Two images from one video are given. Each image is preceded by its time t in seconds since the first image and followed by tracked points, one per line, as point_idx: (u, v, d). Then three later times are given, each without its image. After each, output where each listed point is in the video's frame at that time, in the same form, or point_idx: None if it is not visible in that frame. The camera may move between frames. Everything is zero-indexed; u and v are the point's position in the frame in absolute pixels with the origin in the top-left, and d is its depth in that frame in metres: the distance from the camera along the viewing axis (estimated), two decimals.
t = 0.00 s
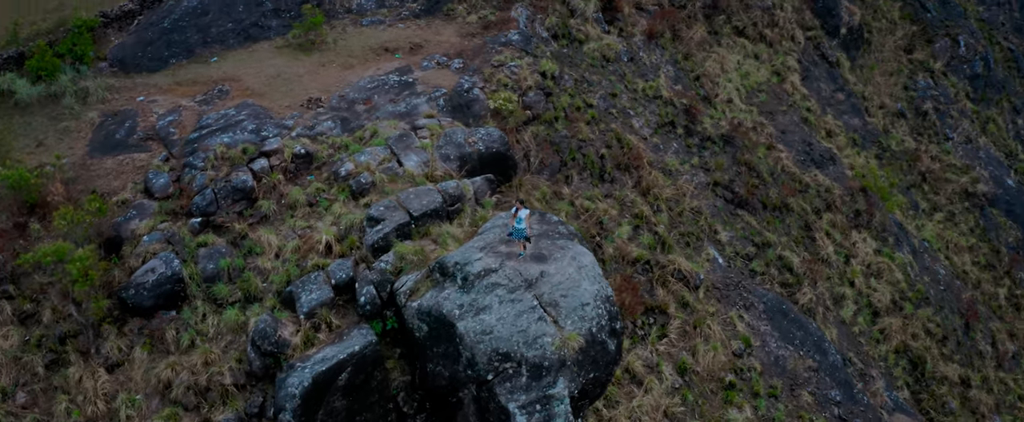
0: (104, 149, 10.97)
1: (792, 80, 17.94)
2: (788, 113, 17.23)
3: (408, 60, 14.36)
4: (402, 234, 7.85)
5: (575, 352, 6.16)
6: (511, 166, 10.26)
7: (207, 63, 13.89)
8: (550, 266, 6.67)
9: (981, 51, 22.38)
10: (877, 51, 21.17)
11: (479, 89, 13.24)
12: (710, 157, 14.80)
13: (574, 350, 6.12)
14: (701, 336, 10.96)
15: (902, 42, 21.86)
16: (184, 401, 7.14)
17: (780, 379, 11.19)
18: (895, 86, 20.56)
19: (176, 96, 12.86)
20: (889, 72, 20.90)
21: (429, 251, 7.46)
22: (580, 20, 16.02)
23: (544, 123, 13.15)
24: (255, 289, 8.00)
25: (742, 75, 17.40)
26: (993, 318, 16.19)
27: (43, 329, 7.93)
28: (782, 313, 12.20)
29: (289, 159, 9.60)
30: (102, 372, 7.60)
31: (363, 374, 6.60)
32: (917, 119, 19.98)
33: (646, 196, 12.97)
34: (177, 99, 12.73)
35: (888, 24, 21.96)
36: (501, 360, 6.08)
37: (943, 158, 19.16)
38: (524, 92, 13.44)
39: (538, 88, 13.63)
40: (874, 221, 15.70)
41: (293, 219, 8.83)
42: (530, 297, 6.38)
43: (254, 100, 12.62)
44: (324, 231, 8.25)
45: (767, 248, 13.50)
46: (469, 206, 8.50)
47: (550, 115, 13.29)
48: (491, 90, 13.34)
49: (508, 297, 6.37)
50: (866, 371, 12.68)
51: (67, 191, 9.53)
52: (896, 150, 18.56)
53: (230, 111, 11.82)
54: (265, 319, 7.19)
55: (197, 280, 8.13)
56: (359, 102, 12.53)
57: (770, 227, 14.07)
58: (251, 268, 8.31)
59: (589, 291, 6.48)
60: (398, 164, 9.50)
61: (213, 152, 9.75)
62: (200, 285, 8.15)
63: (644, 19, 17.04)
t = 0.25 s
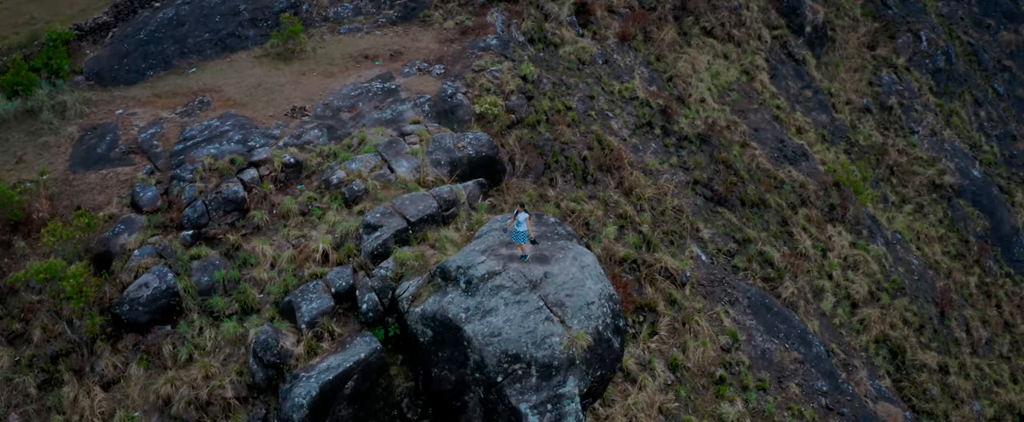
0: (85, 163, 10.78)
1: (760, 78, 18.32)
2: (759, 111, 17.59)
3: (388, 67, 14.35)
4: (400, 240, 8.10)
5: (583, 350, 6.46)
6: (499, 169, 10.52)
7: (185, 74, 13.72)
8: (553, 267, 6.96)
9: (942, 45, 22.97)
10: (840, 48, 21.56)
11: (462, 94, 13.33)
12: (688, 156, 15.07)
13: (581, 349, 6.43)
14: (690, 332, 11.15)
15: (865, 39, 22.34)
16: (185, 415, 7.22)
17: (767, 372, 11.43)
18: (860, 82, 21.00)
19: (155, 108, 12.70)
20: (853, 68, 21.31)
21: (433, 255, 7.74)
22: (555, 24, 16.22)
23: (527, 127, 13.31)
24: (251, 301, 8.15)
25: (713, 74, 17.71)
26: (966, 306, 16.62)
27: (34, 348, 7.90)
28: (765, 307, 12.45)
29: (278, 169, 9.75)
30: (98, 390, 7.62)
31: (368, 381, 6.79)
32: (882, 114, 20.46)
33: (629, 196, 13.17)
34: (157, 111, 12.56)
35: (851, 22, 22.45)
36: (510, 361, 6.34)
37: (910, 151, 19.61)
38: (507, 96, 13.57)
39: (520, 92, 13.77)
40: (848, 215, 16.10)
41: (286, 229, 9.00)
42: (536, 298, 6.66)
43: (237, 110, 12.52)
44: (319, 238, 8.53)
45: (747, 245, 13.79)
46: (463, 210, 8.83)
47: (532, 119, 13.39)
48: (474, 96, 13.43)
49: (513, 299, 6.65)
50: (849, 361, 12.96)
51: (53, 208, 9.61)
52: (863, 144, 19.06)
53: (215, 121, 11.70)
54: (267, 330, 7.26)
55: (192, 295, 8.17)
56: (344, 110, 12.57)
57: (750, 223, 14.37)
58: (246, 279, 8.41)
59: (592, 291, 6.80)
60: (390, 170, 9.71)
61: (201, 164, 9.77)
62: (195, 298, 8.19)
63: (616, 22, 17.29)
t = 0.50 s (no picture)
0: (68, 176, 10.70)
1: (731, 75, 18.67)
2: (731, 108, 17.93)
3: (369, 71, 14.32)
4: (400, 243, 8.48)
5: (589, 346, 7.10)
6: (487, 170, 10.81)
7: (164, 83, 13.55)
8: (557, 266, 7.51)
9: (905, 39, 23.56)
10: (805, 44, 22.02)
11: (446, 97, 13.42)
12: (667, 153, 15.30)
13: (588, 345, 7.07)
14: (679, 327, 11.30)
15: (829, 34, 22.80)
16: None
17: (755, 363, 11.68)
18: (827, 76, 21.41)
19: (135, 119, 12.51)
20: (819, 63, 21.75)
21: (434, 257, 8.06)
22: (530, 26, 16.37)
23: (512, 128, 13.42)
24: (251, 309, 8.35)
25: (685, 72, 17.99)
26: (939, 292, 17.07)
27: (25, 367, 7.84)
28: (749, 299, 12.74)
29: (268, 176, 9.86)
30: (96, 404, 7.74)
31: (374, 386, 7.13)
32: (849, 107, 20.90)
33: (614, 195, 13.32)
34: (138, 121, 12.36)
35: (815, 17, 22.88)
36: (520, 361, 6.92)
37: (877, 143, 20.11)
38: (490, 99, 13.68)
39: (503, 94, 13.91)
40: (822, 207, 16.51)
41: (281, 236, 9.20)
42: (542, 298, 7.22)
43: (221, 119, 12.42)
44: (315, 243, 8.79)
45: (729, 239, 14.03)
46: (457, 212, 9.24)
47: (515, 120, 13.50)
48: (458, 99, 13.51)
49: (519, 299, 7.18)
50: (832, 350, 13.27)
51: (39, 222, 9.66)
52: (832, 137, 19.52)
53: (200, 130, 11.59)
54: (269, 337, 7.56)
55: (189, 306, 8.32)
56: (329, 115, 12.59)
57: (730, 218, 14.65)
58: (243, 288, 8.58)
59: (596, 289, 7.41)
60: (382, 174, 9.98)
61: (190, 174, 9.81)
62: (193, 308, 8.35)
63: (590, 23, 17.51)
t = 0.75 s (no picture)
0: (51, 188, 10.56)
1: (700, 71, 19.05)
2: (703, 103, 18.29)
3: (349, 74, 14.26)
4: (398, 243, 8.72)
5: (594, 340, 7.40)
6: (475, 169, 11.01)
7: (142, 91, 13.36)
8: (558, 262, 7.89)
9: (866, 31, 24.17)
10: (770, 38, 22.48)
11: (428, 98, 13.49)
12: (644, 149, 15.58)
13: (594, 338, 7.38)
14: (667, 319, 11.51)
15: (793, 28, 23.31)
16: None
17: (741, 353, 11.97)
18: (791, 70, 21.93)
19: (114, 127, 12.31)
20: (784, 57, 22.25)
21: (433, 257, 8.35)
22: (505, 25, 16.47)
23: (495, 127, 13.54)
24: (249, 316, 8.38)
25: (656, 69, 18.30)
26: (911, 278, 17.59)
27: (18, 383, 7.68)
28: (731, 290, 13.05)
29: (258, 181, 9.86)
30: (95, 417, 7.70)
31: (379, 389, 7.36)
32: (815, 99, 21.43)
33: (597, 192, 13.52)
34: (118, 130, 12.18)
35: (777, 12, 23.41)
36: (528, 356, 7.16)
37: (844, 134, 20.67)
38: (472, 99, 13.80)
39: (484, 94, 14.04)
40: (796, 198, 16.95)
41: (275, 242, 9.23)
42: (546, 294, 7.52)
43: (203, 125, 12.30)
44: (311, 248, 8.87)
45: (709, 231, 14.35)
46: (451, 212, 9.48)
47: (498, 120, 13.62)
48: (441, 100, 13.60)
49: (523, 296, 7.46)
50: (813, 337, 13.67)
51: (25, 235, 9.53)
52: (799, 129, 20.02)
53: (184, 137, 11.46)
54: (270, 343, 7.69)
55: (186, 316, 8.33)
56: (314, 119, 12.58)
57: (709, 210, 14.98)
58: (240, 295, 8.60)
59: (598, 285, 7.80)
60: (373, 177, 10.07)
61: (178, 182, 9.73)
62: (189, 317, 8.37)
63: (562, 22, 17.70)
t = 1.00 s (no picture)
0: (34, 199, 10.41)
1: (668, 67, 19.41)
2: (673, 98, 18.64)
3: (329, 78, 14.21)
4: (397, 243, 8.92)
5: (599, 333, 7.70)
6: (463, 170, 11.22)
7: (121, 99, 13.18)
8: (559, 257, 8.19)
9: (828, 24, 24.75)
10: (735, 33, 22.91)
11: (411, 100, 13.56)
12: (621, 145, 15.86)
13: (598, 330, 7.68)
14: (654, 311, 11.74)
15: (757, 23, 23.79)
16: None
17: (726, 343, 12.27)
18: (757, 64, 22.41)
19: (95, 136, 12.13)
20: (749, 52, 22.73)
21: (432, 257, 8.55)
22: (479, 26, 16.61)
23: (478, 127, 13.69)
24: (248, 323, 8.40)
25: (627, 66, 18.60)
26: (883, 265, 18.13)
27: (12, 400, 7.65)
28: (713, 281, 13.38)
29: (249, 186, 9.85)
30: None
31: (385, 389, 7.57)
32: (781, 93, 21.92)
33: (579, 188, 13.74)
34: (100, 139, 12.01)
35: (741, 7, 23.86)
36: (535, 351, 7.39)
37: (810, 125, 21.21)
38: (455, 100, 13.92)
39: (466, 95, 14.16)
40: (769, 189, 17.38)
41: (270, 247, 9.25)
42: (550, 289, 7.80)
43: (187, 133, 12.18)
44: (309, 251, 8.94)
45: (688, 224, 14.67)
46: (445, 212, 9.76)
47: (480, 120, 13.78)
48: (424, 102, 13.69)
49: (527, 292, 7.71)
50: (793, 325, 14.06)
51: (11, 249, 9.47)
52: (767, 122, 20.50)
53: (169, 145, 11.37)
54: (274, 349, 7.71)
55: (183, 325, 8.30)
56: (299, 123, 12.56)
57: (688, 203, 15.30)
58: (238, 302, 8.62)
59: (599, 279, 8.12)
60: (365, 179, 10.15)
61: (168, 190, 9.68)
62: (187, 326, 8.34)
63: (534, 21, 17.89)
